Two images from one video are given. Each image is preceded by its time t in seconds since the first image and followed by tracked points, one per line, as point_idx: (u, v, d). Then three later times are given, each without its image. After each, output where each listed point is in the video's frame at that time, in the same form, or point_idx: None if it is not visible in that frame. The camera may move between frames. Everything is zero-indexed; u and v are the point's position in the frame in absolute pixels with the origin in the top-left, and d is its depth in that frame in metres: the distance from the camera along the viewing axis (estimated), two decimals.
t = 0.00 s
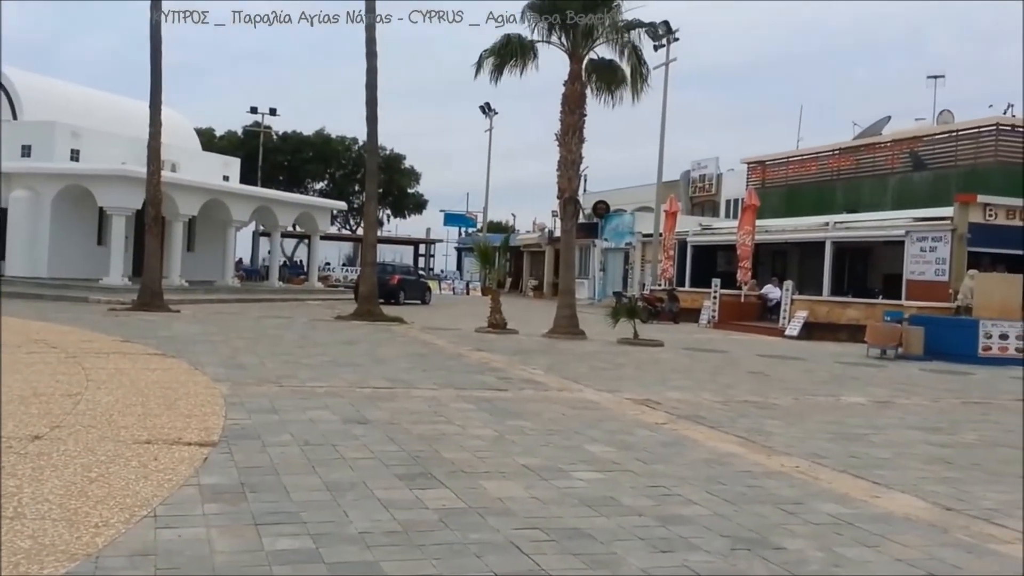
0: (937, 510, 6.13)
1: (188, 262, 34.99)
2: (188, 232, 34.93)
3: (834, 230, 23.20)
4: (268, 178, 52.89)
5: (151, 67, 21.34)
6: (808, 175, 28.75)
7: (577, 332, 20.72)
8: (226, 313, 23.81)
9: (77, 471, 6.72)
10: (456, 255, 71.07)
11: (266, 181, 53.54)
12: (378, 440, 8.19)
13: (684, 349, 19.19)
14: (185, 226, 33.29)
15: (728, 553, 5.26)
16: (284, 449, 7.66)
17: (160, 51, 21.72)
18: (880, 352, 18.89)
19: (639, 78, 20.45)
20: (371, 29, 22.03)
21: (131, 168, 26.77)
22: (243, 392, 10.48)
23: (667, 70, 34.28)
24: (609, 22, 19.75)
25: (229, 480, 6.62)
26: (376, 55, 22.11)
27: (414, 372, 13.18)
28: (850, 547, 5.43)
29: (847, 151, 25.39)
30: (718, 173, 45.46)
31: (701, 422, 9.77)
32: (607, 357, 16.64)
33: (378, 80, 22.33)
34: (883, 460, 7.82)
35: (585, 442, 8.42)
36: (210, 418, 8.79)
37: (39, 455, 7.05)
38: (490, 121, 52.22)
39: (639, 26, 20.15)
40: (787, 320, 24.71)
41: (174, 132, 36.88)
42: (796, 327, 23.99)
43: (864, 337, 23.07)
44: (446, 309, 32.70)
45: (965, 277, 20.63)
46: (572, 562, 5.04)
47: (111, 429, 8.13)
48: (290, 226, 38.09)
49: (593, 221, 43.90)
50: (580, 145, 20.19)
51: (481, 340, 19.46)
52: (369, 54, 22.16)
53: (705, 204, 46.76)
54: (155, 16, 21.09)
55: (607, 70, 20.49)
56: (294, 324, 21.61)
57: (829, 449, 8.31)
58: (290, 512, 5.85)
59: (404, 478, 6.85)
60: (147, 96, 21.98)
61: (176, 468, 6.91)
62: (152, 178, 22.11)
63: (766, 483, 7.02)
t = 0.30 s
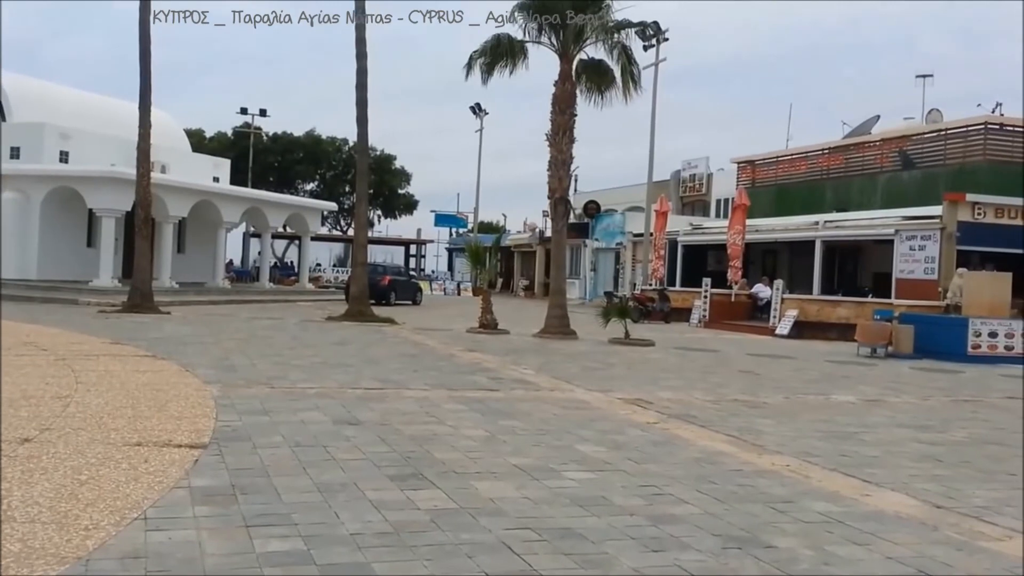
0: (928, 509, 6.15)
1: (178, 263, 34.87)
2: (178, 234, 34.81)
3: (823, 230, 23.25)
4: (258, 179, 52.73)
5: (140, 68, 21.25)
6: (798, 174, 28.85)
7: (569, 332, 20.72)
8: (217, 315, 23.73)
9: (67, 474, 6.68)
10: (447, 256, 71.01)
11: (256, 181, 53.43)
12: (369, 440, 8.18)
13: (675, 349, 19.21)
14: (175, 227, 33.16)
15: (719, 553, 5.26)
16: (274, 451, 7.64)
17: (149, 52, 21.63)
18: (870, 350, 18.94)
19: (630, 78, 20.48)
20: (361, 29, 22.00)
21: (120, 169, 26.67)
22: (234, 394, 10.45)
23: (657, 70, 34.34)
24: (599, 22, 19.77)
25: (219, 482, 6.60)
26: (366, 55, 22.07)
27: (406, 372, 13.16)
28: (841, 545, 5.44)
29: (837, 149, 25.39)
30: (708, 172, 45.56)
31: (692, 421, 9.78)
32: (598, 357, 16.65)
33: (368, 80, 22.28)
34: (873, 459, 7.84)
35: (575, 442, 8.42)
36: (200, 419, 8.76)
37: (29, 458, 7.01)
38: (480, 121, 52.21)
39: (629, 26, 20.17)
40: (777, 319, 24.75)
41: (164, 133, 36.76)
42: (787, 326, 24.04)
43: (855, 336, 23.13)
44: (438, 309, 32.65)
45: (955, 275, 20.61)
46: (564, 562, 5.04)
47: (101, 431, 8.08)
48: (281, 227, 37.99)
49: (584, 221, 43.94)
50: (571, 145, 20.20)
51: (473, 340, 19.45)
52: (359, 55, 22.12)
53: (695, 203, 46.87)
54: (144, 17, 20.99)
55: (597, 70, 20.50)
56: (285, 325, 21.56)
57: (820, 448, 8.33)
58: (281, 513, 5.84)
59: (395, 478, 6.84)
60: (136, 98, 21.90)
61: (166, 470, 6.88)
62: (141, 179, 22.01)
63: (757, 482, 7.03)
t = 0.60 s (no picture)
0: (917, 508, 6.18)
1: (168, 265, 34.73)
2: (168, 235, 34.67)
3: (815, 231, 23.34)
4: (248, 181, 52.58)
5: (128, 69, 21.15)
6: (787, 174, 28.97)
7: (560, 333, 20.72)
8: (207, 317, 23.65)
9: (56, 477, 6.64)
10: (437, 257, 70.97)
11: (246, 183, 53.26)
12: (360, 442, 8.17)
13: (666, 349, 19.22)
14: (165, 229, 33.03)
15: (710, 553, 5.26)
16: (265, 452, 7.61)
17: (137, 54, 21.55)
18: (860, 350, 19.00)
19: (620, 79, 20.52)
20: (350, 30, 21.97)
21: (109, 171, 26.54)
22: (224, 396, 10.41)
23: (647, 71, 34.37)
24: (589, 22, 19.77)
25: (209, 484, 6.58)
26: (355, 56, 22.04)
27: (396, 374, 13.14)
28: (831, 545, 5.45)
29: (826, 150, 25.62)
30: (698, 173, 45.67)
31: (682, 421, 9.80)
32: (589, 357, 16.66)
33: (357, 82, 22.24)
34: (862, 458, 7.87)
35: (566, 443, 8.42)
36: (190, 422, 8.73)
37: (17, 461, 6.97)
38: (471, 123, 52.23)
39: (619, 27, 20.19)
40: (767, 319, 24.83)
41: (153, 135, 36.60)
42: (777, 326, 24.09)
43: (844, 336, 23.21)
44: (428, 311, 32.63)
45: (943, 274, 20.78)
46: (555, 563, 5.04)
47: (90, 434, 8.04)
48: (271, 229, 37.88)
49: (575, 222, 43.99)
50: (561, 145, 20.20)
51: (463, 341, 19.44)
52: (348, 56, 22.08)
53: (685, 204, 46.97)
54: (133, 18, 20.91)
55: (587, 70, 20.50)
56: (276, 327, 21.52)
57: (810, 448, 8.34)
58: (272, 515, 5.81)
59: (385, 480, 6.82)
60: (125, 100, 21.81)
61: (156, 473, 6.86)
62: (130, 181, 21.91)
63: (747, 482, 7.04)
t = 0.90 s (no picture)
0: (905, 509, 6.21)
1: (156, 268, 34.58)
2: (156, 237, 34.52)
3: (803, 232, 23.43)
4: (238, 183, 52.41)
5: (117, 70, 21.06)
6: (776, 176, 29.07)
7: (550, 335, 20.72)
8: (196, 319, 23.57)
9: (44, 480, 6.61)
10: (427, 258, 70.94)
11: (235, 184, 53.11)
12: (350, 444, 8.15)
13: (656, 351, 19.25)
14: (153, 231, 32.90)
15: (699, 554, 5.27)
16: (254, 455, 7.58)
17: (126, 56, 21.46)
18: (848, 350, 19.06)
19: (608, 80, 20.57)
20: (340, 32, 21.93)
21: (97, 173, 26.40)
22: (213, 398, 10.37)
23: (636, 72, 34.45)
24: (578, 24, 19.79)
25: (198, 487, 6.54)
26: (345, 58, 22.01)
27: (386, 376, 13.11)
28: (820, 546, 5.46)
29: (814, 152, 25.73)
30: (688, 174, 45.76)
31: (672, 423, 9.81)
32: (578, 359, 16.67)
33: (346, 83, 22.20)
34: (851, 459, 7.90)
35: (556, 444, 8.42)
36: (179, 424, 8.68)
37: (4, 464, 6.93)
38: (461, 124, 52.22)
39: (608, 29, 20.22)
40: (756, 320, 24.89)
41: (141, 137, 36.45)
42: (765, 327, 24.13)
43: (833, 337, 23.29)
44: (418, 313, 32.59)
45: (931, 276, 20.91)
46: (544, 564, 5.04)
47: (78, 437, 8.00)
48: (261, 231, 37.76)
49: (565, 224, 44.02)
50: (550, 147, 20.22)
51: (453, 343, 19.42)
52: (338, 58, 22.04)
53: (674, 206, 47.06)
54: (121, 20, 20.83)
55: (576, 72, 20.52)
56: (266, 329, 21.47)
57: (798, 448, 8.37)
58: (261, 518, 5.79)
59: (375, 482, 6.80)
60: (114, 101, 21.71)
61: (145, 476, 6.82)
62: (118, 183, 21.80)
63: (737, 483, 7.06)
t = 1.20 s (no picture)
0: (892, 510, 6.24)
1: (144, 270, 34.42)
2: (144, 239, 34.37)
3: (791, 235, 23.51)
4: (226, 185, 52.25)
5: (104, 72, 20.97)
6: (764, 178, 29.17)
7: (539, 337, 20.72)
8: (184, 322, 23.48)
9: (30, 484, 6.56)
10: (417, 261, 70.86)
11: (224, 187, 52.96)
12: (338, 447, 8.13)
13: (645, 353, 19.28)
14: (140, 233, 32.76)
15: (688, 556, 5.28)
16: (242, 458, 7.55)
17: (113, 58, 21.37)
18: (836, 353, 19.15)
19: (596, 83, 20.62)
20: (329, 35, 21.90)
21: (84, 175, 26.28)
22: (201, 402, 10.32)
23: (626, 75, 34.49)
24: (567, 27, 19.81)
25: (185, 490, 6.51)
26: (334, 60, 21.97)
27: (376, 378, 13.09)
28: (809, 547, 5.48)
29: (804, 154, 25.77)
30: (677, 177, 45.84)
31: (661, 425, 9.82)
32: (567, 361, 16.67)
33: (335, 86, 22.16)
34: (840, 461, 7.93)
35: (546, 447, 8.42)
36: (167, 428, 8.64)
37: None
38: (450, 127, 52.20)
39: (597, 33, 20.26)
40: (744, 323, 24.97)
41: (129, 138, 36.27)
42: (754, 329, 24.21)
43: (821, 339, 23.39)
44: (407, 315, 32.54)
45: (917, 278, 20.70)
46: (534, 567, 5.03)
47: (65, 441, 7.94)
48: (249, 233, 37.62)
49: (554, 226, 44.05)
50: (540, 150, 20.23)
51: (442, 346, 19.41)
52: (327, 61, 22.01)
53: (663, 209, 47.14)
54: (109, 22, 20.73)
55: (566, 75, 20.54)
56: (254, 331, 21.39)
57: (787, 451, 8.40)
58: (249, 522, 5.77)
59: (364, 485, 6.79)
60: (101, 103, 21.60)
61: (132, 479, 6.79)
62: (106, 185, 21.69)
63: (725, 485, 7.07)
